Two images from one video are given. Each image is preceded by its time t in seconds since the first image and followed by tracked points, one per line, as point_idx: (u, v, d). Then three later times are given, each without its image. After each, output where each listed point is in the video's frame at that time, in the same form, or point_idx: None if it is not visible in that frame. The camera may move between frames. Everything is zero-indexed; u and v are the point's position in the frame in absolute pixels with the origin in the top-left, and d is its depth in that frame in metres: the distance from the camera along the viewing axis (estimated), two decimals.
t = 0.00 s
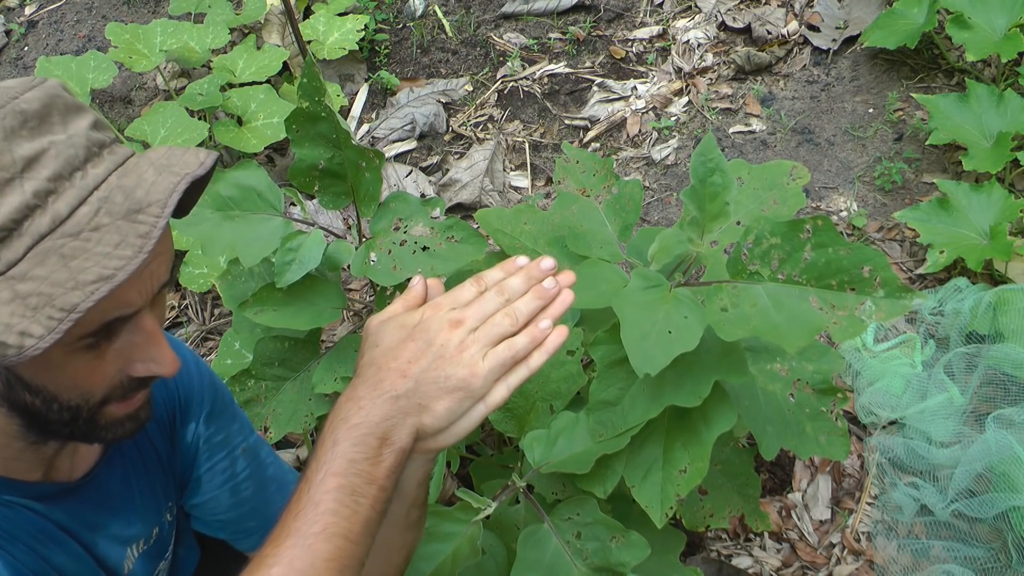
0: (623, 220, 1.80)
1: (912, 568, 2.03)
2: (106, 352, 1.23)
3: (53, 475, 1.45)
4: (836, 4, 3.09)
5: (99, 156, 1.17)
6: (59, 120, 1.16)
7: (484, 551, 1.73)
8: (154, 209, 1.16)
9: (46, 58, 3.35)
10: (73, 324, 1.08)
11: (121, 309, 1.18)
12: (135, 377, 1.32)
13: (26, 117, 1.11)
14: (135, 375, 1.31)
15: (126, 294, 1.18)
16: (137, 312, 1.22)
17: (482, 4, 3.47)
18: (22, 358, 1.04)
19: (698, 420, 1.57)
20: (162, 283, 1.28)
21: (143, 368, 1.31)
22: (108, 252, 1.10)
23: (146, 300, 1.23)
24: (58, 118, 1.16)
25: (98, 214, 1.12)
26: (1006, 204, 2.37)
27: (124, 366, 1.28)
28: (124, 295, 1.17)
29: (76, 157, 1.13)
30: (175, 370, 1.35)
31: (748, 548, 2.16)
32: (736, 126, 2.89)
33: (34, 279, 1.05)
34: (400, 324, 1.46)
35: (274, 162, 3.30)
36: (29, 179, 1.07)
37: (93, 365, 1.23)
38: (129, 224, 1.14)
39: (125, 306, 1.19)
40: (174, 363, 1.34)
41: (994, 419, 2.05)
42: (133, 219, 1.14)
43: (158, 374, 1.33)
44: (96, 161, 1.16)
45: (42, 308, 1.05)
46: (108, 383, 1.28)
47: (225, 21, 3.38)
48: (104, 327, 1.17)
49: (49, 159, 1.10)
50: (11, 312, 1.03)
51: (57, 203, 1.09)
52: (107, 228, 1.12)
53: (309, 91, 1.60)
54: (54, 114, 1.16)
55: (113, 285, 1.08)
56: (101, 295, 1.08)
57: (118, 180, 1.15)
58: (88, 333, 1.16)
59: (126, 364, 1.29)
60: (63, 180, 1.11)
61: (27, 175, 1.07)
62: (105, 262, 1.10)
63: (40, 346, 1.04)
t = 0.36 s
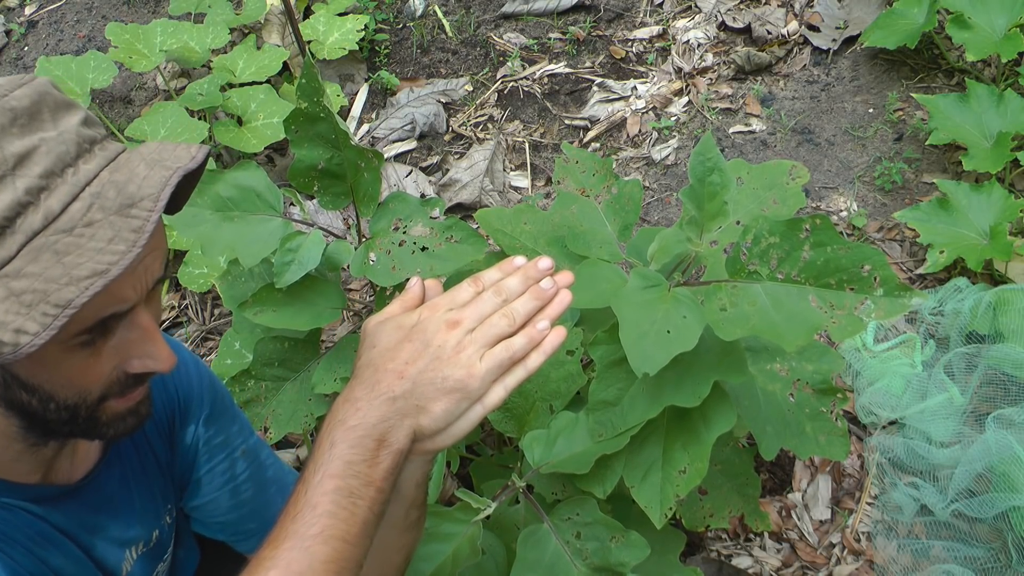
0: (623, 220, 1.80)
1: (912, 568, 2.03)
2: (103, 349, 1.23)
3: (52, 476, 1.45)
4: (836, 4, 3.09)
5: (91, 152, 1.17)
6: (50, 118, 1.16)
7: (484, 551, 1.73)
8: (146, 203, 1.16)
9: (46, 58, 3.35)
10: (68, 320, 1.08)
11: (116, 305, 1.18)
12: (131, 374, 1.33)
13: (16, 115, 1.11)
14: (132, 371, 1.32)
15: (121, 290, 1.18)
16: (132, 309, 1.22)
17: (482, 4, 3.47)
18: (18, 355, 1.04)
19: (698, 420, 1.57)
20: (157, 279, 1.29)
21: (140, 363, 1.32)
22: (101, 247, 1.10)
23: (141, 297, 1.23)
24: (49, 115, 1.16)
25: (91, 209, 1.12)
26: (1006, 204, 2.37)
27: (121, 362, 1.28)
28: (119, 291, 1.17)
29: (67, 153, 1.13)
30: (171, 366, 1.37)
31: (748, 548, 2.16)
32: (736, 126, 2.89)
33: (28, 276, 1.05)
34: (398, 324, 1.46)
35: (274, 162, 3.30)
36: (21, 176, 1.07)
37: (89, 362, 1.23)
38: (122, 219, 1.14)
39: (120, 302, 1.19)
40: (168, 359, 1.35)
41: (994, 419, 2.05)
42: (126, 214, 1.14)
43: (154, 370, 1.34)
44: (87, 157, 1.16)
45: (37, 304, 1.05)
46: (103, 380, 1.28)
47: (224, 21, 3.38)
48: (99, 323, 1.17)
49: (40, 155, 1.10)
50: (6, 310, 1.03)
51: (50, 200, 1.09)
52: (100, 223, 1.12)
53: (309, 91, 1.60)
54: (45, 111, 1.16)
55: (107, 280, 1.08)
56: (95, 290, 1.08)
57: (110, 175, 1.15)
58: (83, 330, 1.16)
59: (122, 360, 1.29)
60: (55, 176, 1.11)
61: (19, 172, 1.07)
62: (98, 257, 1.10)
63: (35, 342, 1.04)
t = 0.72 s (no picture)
0: (623, 220, 1.80)
1: (912, 568, 2.03)
2: (110, 334, 1.24)
3: (53, 478, 1.46)
4: (836, 3, 3.09)
5: (81, 141, 1.19)
6: (38, 111, 1.15)
7: (484, 551, 1.73)
8: (148, 182, 1.19)
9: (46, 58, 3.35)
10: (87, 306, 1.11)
11: (123, 285, 1.19)
12: (137, 358, 1.33)
13: (6, 109, 1.11)
14: (137, 355, 1.32)
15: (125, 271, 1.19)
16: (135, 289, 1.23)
17: (482, 4, 3.47)
18: (39, 345, 1.07)
19: (698, 420, 1.57)
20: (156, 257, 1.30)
21: (146, 345, 1.32)
22: (111, 230, 1.13)
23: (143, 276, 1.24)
24: (36, 108, 1.16)
25: (94, 195, 1.14)
26: (1006, 204, 2.38)
27: (126, 346, 1.29)
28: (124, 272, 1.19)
29: (61, 143, 1.15)
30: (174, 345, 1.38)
31: (748, 548, 2.16)
32: (736, 126, 2.89)
33: (43, 266, 1.07)
34: (398, 329, 1.46)
35: (274, 162, 3.30)
36: (21, 170, 1.08)
37: (97, 349, 1.24)
38: (127, 201, 1.16)
39: (125, 283, 1.20)
40: (172, 338, 1.36)
41: (994, 419, 2.05)
42: (131, 195, 1.17)
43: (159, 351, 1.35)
44: (81, 146, 1.18)
45: (55, 292, 1.07)
46: (113, 366, 1.29)
47: (225, 21, 3.38)
48: (108, 305, 1.18)
49: (37, 147, 1.11)
50: (23, 302, 1.05)
51: (52, 190, 1.10)
52: (106, 207, 1.14)
53: (309, 90, 1.60)
54: (32, 104, 1.15)
55: (123, 261, 1.12)
56: (113, 271, 1.11)
57: (107, 160, 1.18)
58: (93, 314, 1.17)
59: (128, 343, 1.30)
60: (54, 166, 1.13)
61: (18, 166, 1.08)
62: (110, 239, 1.12)
63: (56, 330, 1.07)
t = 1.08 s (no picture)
0: (623, 220, 1.80)
1: (912, 568, 2.03)
2: (110, 319, 1.24)
3: (53, 482, 1.46)
4: (836, 3, 3.09)
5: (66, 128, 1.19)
6: (19, 101, 1.15)
7: (484, 552, 1.73)
8: (137, 158, 1.19)
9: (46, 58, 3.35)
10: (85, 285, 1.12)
11: (120, 269, 1.20)
12: (139, 344, 1.33)
13: None
14: (139, 340, 1.32)
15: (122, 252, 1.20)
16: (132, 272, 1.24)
17: (482, 4, 3.47)
18: (42, 329, 1.08)
19: (698, 420, 1.57)
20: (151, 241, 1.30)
21: (148, 329, 1.33)
22: (103, 208, 1.13)
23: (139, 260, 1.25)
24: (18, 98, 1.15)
25: (82, 175, 1.14)
26: (1006, 204, 2.37)
27: (128, 332, 1.29)
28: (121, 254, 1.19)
29: (46, 129, 1.14)
30: (174, 327, 1.39)
31: (748, 548, 2.16)
32: (736, 126, 2.89)
33: (39, 249, 1.08)
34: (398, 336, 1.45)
35: (274, 162, 3.30)
36: (8, 157, 1.09)
37: (99, 336, 1.24)
38: (116, 178, 1.16)
39: (122, 265, 1.20)
40: (171, 321, 1.37)
41: (994, 419, 2.05)
42: (119, 172, 1.17)
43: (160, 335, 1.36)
44: (66, 131, 1.17)
45: (53, 273, 1.08)
46: (116, 352, 1.29)
47: (224, 21, 3.38)
48: (107, 288, 1.19)
49: (22, 135, 1.11)
50: (22, 287, 1.06)
51: (40, 174, 1.11)
52: (95, 186, 1.14)
53: (309, 91, 1.60)
54: (13, 95, 1.15)
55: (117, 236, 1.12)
56: (108, 247, 1.12)
57: (93, 142, 1.17)
58: (94, 299, 1.18)
59: (130, 329, 1.30)
60: (41, 153, 1.12)
61: (4, 154, 1.09)
62: (102, 216, 1.13)
63: (58, 311, 1.08)
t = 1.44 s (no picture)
0: (623, 220, 1.80)
1: (912, 568, 2.03)
2: (111, 311, 1.25)
3: (55, 482, 1.46)
4: (836, 3, 3.09)
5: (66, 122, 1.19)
6: (18, 95, 1.15)
7: (484, 551, 1.74)
8: (137, 147, 1.20)
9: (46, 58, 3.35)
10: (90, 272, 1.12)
11: (120, 259, 1.20)
12: (138, 336, 1.33)
13: None
14: (138, 331, 1.32)
15: (122, 243, 1.19)
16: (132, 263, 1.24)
17: (482, 4, 3.47)
18: (47, 316, 1.09)
19: (698, 421, 1.57)
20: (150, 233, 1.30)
21: (146, 320, 1.32)
22: (105, 197, 1.14)
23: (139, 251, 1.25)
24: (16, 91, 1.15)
25: (84, 165, 1.14)
26: (1006, 204, 2.38)
27: (127, 322, 1.29)
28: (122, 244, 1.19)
29: (47, 122, 1.14)
30: (173, 319, 1.39)
31: (748, 548, 2.16)
32: (736, 126, 2.89)
33: (44, 236, 1.08)
34: (379, 337, 1.45)
35: (274, 162, 3.30)
36: (10, 148, 1.09)
37: (100, 328, 1.24)
38: (117, 168, 1.17)
39: (123, 255, 1.20)
40: (169, 311, 1.37)
41: (994, 419, 2.05)
42: (121, 162, 1.17)
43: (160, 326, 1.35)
44: (66, 124, 1.18)
45: (58, 261, 1.09)
46: (115, 343, 1.29)
47: (224, 21, 3.37)
48: (110, 279, 1.19)
49: (23, 127, 1.11)
50: (28, 274, 1.07)
51: (42, 164, 1.11)
52: (98, 176, 1.15)
53: (309, 91, 1.60)
54: (13, 89, 1.15)
55: (121, 224, 1.13)
56: (112, 235, 1.12)
57: (93, 133, 1.17)
58: (97, 289, 1.18)
59: (130, 320, 1.30)
60: (42, 145, 1.13)
61: (6, 145, 1.09)
62: (105, 205, 1.13)
63: (63, 298, 1.09)
